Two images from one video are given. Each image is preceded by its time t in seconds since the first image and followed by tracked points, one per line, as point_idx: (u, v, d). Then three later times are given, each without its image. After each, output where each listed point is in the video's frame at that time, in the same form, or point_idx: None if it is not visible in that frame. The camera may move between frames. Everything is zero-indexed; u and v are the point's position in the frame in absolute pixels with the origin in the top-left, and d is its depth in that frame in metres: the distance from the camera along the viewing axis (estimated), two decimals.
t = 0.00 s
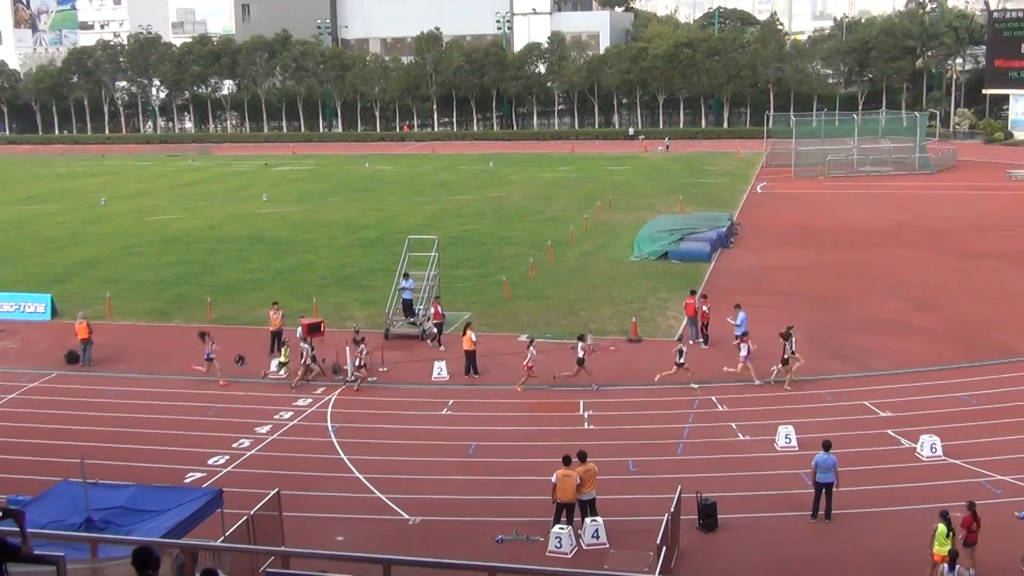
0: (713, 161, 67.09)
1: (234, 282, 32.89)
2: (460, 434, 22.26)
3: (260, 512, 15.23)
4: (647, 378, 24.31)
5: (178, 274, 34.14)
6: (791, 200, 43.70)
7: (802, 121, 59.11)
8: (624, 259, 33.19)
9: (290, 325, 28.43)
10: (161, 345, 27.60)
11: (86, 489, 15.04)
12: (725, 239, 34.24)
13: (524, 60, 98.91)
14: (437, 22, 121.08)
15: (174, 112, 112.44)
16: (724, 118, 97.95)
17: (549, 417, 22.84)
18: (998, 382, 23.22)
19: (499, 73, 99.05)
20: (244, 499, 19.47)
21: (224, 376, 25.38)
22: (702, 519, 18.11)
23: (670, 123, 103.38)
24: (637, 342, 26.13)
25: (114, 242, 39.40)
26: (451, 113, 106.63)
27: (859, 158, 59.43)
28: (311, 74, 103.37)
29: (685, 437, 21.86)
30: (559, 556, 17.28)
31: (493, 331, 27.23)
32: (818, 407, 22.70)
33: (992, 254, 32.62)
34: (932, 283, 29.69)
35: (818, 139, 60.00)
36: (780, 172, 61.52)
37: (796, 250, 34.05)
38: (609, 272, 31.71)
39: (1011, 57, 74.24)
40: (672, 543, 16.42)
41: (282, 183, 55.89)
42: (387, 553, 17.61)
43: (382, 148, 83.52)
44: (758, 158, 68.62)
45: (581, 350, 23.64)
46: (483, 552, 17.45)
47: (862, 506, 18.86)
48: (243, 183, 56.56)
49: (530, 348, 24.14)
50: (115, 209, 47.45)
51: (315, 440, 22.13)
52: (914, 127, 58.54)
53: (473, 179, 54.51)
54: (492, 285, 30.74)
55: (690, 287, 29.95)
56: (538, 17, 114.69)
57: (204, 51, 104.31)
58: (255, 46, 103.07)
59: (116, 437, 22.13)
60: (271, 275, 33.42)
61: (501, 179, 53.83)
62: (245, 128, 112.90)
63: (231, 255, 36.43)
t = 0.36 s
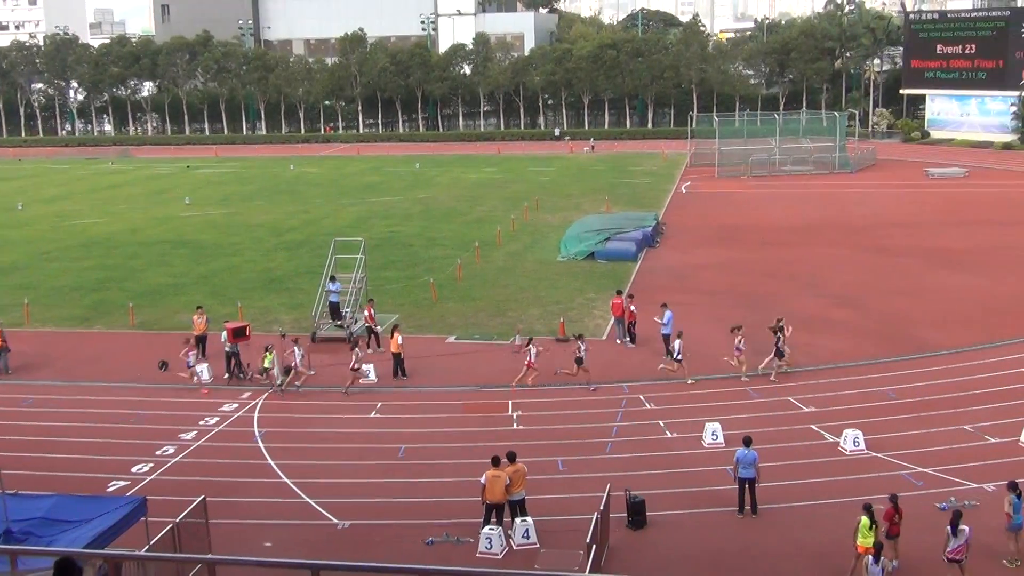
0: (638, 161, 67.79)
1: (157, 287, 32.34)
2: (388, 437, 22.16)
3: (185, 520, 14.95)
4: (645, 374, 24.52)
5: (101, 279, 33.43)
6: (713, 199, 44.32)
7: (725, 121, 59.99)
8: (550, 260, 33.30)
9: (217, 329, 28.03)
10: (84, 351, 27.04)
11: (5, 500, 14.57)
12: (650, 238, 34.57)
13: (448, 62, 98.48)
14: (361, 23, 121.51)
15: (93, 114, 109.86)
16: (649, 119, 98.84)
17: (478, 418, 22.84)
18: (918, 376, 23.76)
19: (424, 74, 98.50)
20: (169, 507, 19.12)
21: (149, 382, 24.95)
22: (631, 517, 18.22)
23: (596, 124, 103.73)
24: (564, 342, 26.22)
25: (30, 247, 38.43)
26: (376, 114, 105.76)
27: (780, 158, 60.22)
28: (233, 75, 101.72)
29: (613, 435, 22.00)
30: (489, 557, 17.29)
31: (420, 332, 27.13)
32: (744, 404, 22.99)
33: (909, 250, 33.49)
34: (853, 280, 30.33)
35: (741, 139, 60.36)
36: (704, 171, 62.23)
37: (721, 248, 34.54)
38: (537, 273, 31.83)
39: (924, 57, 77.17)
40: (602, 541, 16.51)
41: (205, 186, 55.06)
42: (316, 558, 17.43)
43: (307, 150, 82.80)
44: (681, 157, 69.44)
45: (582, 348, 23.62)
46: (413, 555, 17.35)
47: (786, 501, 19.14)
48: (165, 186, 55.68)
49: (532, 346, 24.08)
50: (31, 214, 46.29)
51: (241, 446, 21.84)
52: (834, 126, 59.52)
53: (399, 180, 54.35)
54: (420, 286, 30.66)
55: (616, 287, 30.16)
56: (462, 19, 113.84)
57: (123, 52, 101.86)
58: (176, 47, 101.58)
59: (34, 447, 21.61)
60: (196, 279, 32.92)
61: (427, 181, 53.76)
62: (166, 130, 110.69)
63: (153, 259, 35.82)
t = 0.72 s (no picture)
0: (564, 163, 68.21)
1: (77, 294, 31.66)
2: (312, 443, 21.95)
3: (107, 532, 14.61)
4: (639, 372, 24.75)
5: (18, 288, 32.62)
6: (637, 201, 44.70)
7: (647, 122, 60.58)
8: (476, 263, 33.26)
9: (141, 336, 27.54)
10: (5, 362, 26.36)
11: None
12: (576, 240, 34.75)
13: (371, 65, 97.71)
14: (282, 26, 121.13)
15: (6, 119, 106.57)
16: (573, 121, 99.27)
17: (403, 423, 22.73)
18: (840, 373, 24.13)
19: (347, 77, 97.74)
20: (89, 519, 18.71)
21: (69, 392, 24.44)
22: (559, 518, 18.24)
23: (519, 126, 103.17)
24: (492, 345, 26.18)
25: None
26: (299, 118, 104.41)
27: (702, 160, 60.84)
28: (153, 79, 99.53)
29: (540, 437, 22.03)
30: (418, 562, 17.15)
31: (345, 338, 26.94)
32: (670, 404, 23.15)
33: (829, 248, 34.14)
34: (778, 279, 30.78)
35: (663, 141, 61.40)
36: (626, 173, 62.48)
37: (646, 249, 34.83)
38: (465, 275, 31.82)
39: (840, 59, 77.58)
40: (531, 543, 16.49)
41: (123, 191, 54.01)
42: (242, 567, 17.17)
43: (228, 155, 81.78)
44: (606, 159, 69.97)
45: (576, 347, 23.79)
46: (339, 561, 17.16)
47: (711, 499, 19.29)
48: (81, 192, 54.40)
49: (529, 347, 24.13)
50: None
51: (164, 455, 21.48)
52: (753, 130, 60.05)
53: (323, 185, 53.97)
54: (345, 291, 30.46)
55: (542, 289, 30.23)
56: (385, 22, 114.51)
57: (38, 55, 98.86)
58: (92, 50, 99.51)
59: None
60: (119, 287, 32.28)
61: (351, 185, 53.48)
62: (83, 134, 107.62)
63: (71, 267, 35.05)
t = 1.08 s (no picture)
0: (495, 165, 68.28)
1: None
2: (243, 450, 21.67)
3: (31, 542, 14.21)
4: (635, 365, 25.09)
5: None
6: (568, 203, 44.86)
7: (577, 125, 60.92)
8: (407, 266, 33.15)
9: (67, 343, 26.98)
10: None
11: None
12: (506, 242, 34.80)
13: (299, 67, 96.09)
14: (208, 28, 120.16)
15: None
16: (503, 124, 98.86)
17: (335, 427, 22.57)
18: (770, 372, 24.44)
19: (274, 80, 95.57)
20: (10, 531, 18.25)
21: None
22: (493, 520, 18.17)
23: (450, 129, 102.94)
24: (423, 348, 26.11)
25: None
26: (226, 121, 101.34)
27: (632, 161, 61.32)
28: (75, 81, 96.23)
29: (473, 440, 22.00)
30: (351, 566, 17.01)
31: (275, 342, 26.71)
32: (602, 405, 23.24)
33: (758, 248, 34.64)
34: (710, 279, 31.12)
35: (593, 143, 61.76)
36: (557, 175, 62.39)
37: (580, 250, 35.00)
38: (399, 278, 31.74)
39: (767, 63, 77.92)
40: (465, 546, 16.38)
41: (43, 197, 52.74)
42: None
43: (154, 158, 80.37)
44: (536, 162, 70.08)
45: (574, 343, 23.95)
46: (269, 568, 16.93)
47: (643, 498, 19.40)
48: None
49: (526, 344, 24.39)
50: None
51: (89, 464, 21.05)
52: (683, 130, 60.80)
53: (250, 188, 53.41)
54: (275, 295, 30.18)
55: (473, 291, 30.24)
56: (313, 24, 113.96)
57: None
58: (10, 51, 94.88)
59: None
60: (44, 294, 31.54)
61: (279, 188, 53.01)
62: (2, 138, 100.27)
63: None
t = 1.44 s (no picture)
0: (431, 170, 67.80)
1: None
2: (178, 459, 21.27)
3: None
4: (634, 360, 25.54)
5: None
6: (505, 207, 44.80)
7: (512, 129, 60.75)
8: (343, 272, 32.91)
9: None
10: None
11: None
12: (442, 247, 34.73)
13: (231, 71, 94.10)
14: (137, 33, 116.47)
15: None
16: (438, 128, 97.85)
17: (271, 435, 22.33)
18: (707, 373, 24.65)
19: (206, 85, 93.45)
20: None
21: None
22: (434, 526, 18.00)
23: (385, 135, 100.41)
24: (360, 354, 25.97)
25: None
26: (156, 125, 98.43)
27: (566, 165, 61.18)
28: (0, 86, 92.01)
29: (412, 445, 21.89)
30: None
31: (210, 349, 26.44)
32: (540, 409, 23.26)
33: (694, 251, 34.91)
34: (648, 281, 31.30)
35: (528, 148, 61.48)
36: (493, 179, 62.04)
37: (518, 254, 35.02)
38: (337, 284, 31.54)
39: (697, 66, 78.95)
40: (404, 552, 16.16)
41: None
42: None
43: (82, 165, 78.37)
44: (472, 166, 69.75)
45: (574, 339, 24.40)
46: None
47: (581, 501, 19.42)
48: None
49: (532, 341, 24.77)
50: None
51: (17, 477, 20.50)
52: (617, 135, 61.47)
53: (181, 195, 52.61)
54: (209, 303, 29.81)
55: (410, 296, 30.16)
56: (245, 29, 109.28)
57: None
58: None
59: None
60: None
61: (211, 195, 52.31)
62: None
63: None
